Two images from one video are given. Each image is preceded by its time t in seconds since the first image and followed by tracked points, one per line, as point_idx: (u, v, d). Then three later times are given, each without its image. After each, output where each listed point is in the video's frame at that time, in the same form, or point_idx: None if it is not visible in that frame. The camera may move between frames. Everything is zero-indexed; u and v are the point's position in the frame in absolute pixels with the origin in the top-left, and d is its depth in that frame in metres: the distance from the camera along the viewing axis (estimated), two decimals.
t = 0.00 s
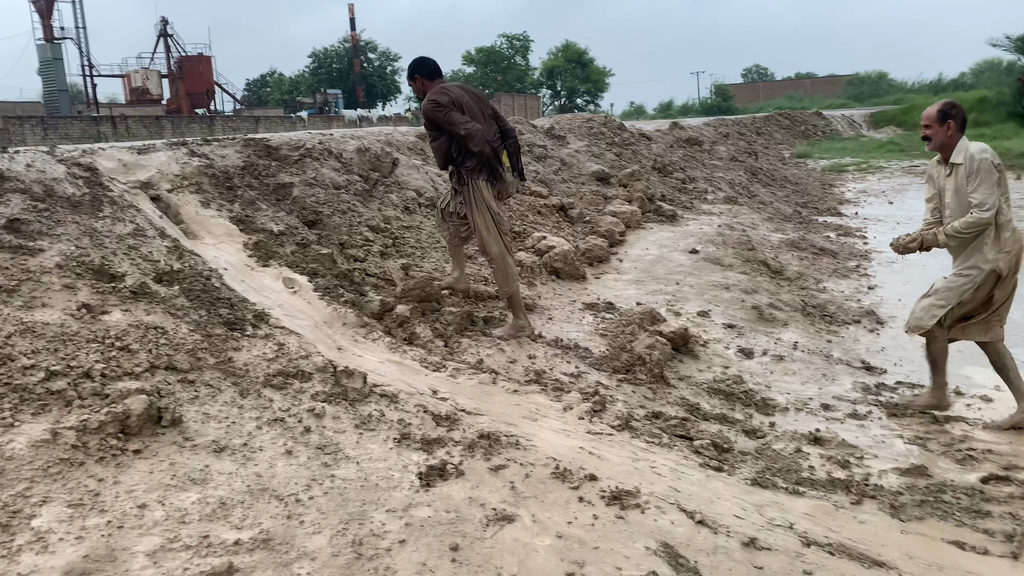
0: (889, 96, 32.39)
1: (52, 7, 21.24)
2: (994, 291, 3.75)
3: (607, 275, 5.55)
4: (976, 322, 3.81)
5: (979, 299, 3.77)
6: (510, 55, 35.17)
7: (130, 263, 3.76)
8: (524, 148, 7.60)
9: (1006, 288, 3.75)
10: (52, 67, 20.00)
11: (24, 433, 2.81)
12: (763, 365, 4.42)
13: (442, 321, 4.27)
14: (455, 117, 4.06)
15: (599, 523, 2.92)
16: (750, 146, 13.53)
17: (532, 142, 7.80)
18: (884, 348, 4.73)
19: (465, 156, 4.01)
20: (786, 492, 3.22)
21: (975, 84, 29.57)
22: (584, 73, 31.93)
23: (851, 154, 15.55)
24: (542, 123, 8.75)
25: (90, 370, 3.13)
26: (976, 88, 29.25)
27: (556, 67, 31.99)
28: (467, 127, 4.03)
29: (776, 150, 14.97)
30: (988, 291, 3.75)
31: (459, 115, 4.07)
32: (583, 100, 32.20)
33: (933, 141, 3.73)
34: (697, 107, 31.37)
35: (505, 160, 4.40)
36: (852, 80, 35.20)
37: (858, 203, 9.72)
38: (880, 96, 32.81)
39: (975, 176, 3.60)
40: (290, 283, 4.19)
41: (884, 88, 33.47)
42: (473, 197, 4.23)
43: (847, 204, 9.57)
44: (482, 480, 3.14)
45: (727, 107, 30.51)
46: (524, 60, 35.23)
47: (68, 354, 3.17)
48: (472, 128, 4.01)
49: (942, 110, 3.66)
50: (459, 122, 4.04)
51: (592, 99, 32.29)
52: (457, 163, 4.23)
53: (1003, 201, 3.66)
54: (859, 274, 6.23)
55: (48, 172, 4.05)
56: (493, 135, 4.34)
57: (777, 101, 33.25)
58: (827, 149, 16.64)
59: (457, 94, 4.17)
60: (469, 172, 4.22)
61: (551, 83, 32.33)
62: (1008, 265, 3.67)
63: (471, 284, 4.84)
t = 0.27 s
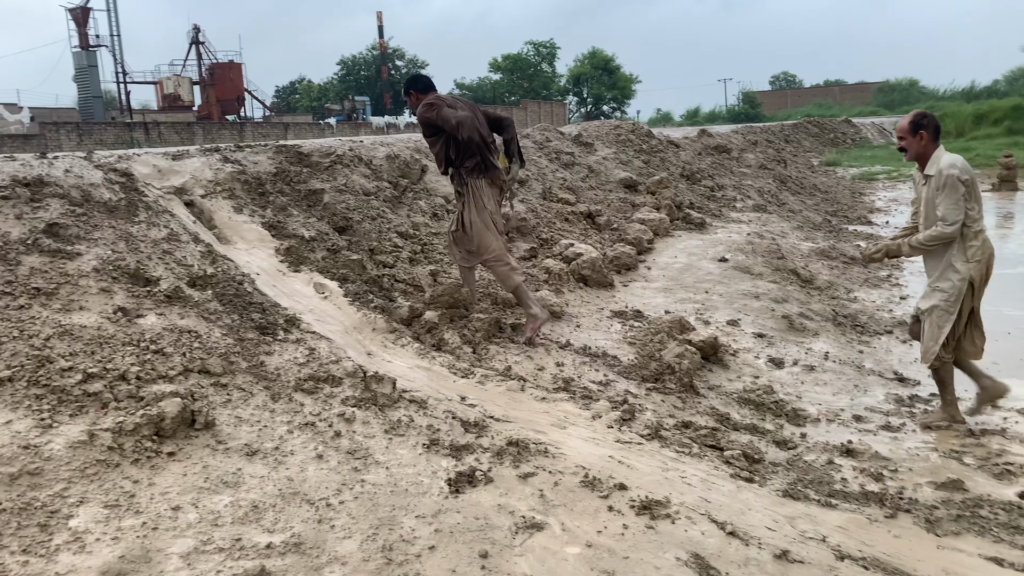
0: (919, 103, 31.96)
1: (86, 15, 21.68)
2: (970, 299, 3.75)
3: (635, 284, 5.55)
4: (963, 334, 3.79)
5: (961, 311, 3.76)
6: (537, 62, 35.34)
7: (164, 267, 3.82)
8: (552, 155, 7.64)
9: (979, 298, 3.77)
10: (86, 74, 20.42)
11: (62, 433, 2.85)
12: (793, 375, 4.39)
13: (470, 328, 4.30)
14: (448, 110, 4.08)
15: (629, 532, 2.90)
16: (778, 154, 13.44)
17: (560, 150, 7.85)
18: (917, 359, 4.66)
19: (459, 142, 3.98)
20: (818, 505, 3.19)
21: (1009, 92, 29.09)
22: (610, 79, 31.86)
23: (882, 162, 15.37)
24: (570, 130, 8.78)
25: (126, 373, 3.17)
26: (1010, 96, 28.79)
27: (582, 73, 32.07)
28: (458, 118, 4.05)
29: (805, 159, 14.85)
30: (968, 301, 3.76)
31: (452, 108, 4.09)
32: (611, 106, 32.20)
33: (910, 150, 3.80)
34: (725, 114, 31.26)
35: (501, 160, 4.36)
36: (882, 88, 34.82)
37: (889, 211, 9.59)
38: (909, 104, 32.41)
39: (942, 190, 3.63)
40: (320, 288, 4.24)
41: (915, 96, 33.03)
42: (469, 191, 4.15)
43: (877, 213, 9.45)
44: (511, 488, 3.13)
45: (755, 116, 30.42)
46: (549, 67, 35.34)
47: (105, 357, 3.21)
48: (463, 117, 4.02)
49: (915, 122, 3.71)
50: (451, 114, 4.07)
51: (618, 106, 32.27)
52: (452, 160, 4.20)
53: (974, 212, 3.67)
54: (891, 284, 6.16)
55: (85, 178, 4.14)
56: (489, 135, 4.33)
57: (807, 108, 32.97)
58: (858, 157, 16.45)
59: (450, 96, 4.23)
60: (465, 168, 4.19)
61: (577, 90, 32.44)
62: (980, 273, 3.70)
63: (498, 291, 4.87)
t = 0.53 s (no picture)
0: (944, 112, 31.60)
1: (114, 21, 22.08)
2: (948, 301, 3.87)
3: (657, 292, 5.55)
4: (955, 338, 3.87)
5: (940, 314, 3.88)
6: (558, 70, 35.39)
7: (190, 271, 3.86)
8: (573, 163, 7.67)
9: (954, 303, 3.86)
10: (113, 80, 20.76)
11: (90, 435, 2.88)
12: (817, 387, 4.36)
13: (492, 334, 4.31)
14: (449, 120, 4.07)
15: (651, 543, 2.88)
16: (801, 162, 13.36)
17: (582, 157, 7.87)
18: (943, 372, 4.60)
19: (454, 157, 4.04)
20: (843, 518, 3.15)
21: None
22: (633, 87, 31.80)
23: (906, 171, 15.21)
24: (592, 137, 8.81)
25: (152, 375, 3.20)
26: None
27: (602, 80, 31.95)
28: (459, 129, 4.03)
29: (828, 167, 14.75)
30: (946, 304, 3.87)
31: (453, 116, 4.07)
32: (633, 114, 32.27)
33: (878, 162, 3.99)
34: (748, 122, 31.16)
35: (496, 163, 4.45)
36: (906, 96, 34.54)
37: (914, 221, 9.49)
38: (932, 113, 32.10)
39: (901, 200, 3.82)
40: (343, 292, 4.28)
41: (940, 104, 32.72)
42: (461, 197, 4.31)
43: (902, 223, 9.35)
44: (533, 495, 3.12)
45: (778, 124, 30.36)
46: (570, 74, 35.41)
47: (131, 359, 3.24)
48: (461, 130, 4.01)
49: (870, 137, 3.93)
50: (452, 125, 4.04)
51: (639, 113, 32.29)
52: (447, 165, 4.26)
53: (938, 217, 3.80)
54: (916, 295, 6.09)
55: (114, 183, 4.20)
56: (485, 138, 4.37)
57: (831, 116, 32.77)
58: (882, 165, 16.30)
59: (452, 98, 4.19)
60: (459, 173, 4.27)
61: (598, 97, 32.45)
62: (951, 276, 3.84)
63: (520, 298, 4.88)
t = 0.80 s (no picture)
0: (967, 123, 31.32)
1: (139, 29, 22.44)
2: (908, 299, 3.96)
3: (676, 302, 5.54)
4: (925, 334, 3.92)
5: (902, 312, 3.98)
6: (577, 78, 35.44)
7: (212, 276, 3.90)
8: (593, 171, 7.68)
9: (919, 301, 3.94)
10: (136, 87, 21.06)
11: (112, 438, 2.90)
12: (838, 399, 4.32)
13: (510, 342, 4.32)
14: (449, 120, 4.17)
15: (671, 555, 2.86)
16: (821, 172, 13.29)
17: (601, 165, 7.88)
18: (967, 386, 4.54)
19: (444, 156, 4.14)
20: (866, 532, 3.11)
21: None
22: (652, 96, 31.81)
23: (928, 181, 15.06)
24: (611, 146, 8.82)
25: (173, 380, 3.22)
26: None
27: (621, 89, 31.98)
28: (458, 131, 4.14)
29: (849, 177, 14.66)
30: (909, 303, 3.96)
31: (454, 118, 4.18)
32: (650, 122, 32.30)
33: (832, 172, 4.13)
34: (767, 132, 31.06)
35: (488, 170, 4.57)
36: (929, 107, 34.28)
37: (938, 232, 9.38)
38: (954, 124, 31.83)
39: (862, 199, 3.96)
40: (363, 299, 4.30)
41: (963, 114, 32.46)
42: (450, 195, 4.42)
43: (925, 234, 9.25)
44: (552, 505, 3.11)
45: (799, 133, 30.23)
46: (591, 83, 35.46)
47: (153, 364, 3.27)
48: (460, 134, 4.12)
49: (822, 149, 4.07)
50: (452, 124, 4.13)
51: (659, 123, 32.31)
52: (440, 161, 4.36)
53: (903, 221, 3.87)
54: (939, 306, 6.02)
55: (138, 188, 4.26)
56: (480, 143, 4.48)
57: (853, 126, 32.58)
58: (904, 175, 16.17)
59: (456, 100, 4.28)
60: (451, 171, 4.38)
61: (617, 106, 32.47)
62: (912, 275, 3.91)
63: (538, 306, 4.89)
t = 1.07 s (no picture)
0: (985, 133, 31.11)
1: (158, 37, 22.74)
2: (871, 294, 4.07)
3: (692, 311, 5.53)
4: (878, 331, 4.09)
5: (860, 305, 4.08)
6: (592, 87, 35.52)
7: (230, 283, 3.92)
8: (608, 180, 7.68)
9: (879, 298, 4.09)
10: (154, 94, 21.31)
11: (130, 443, 2.91)
12: (855, 411, 4.28)
13: (525, 351, 4.33)
14: (415, 149, 4.25)
15: (687, 567, 2.84)
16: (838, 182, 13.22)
17: (616, 174, 7.88)
18: (987, 399, 4.49)
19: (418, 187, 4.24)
20: (884, 546, 3.07)
21: None
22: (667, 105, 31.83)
23: (946, 192, 14.95)
24: (626, 155, 8.83)
25: (190, 386, 3.24)
26: None
27: (636, 98, 32.04)
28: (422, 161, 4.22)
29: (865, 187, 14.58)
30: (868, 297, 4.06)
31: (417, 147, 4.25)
32: (666, 130, 32.33)
33: (809, 175, 4.27)
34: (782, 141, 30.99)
35: (480, 175, 4.52)
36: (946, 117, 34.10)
37: (956, 243, 9.30)
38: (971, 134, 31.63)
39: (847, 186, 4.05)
40: (378, 306, 4.32)
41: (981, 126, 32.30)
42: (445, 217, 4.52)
43: (943, 245, 9.17)
44: (567, 515, 3.09)
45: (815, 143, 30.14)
46: (605, 91, 35.51)
47: (171, 369, 3.28)
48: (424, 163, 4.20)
49: (799, 152, 4.20)
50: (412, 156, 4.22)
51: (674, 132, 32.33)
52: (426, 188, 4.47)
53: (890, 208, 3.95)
54: (958, 318, 5.97)
55: (157, 195, 4.30)
56: (465, 151, 4.44)
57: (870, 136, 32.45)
58: (921, 186, 16.06)
59: (420, 124, 4.33)
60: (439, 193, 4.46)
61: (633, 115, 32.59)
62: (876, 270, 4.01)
63: (553, 315, 4.89)
